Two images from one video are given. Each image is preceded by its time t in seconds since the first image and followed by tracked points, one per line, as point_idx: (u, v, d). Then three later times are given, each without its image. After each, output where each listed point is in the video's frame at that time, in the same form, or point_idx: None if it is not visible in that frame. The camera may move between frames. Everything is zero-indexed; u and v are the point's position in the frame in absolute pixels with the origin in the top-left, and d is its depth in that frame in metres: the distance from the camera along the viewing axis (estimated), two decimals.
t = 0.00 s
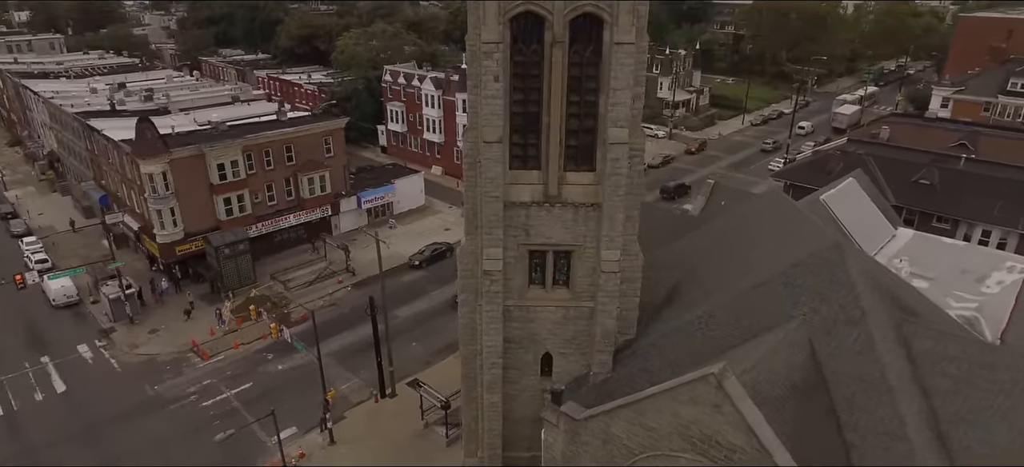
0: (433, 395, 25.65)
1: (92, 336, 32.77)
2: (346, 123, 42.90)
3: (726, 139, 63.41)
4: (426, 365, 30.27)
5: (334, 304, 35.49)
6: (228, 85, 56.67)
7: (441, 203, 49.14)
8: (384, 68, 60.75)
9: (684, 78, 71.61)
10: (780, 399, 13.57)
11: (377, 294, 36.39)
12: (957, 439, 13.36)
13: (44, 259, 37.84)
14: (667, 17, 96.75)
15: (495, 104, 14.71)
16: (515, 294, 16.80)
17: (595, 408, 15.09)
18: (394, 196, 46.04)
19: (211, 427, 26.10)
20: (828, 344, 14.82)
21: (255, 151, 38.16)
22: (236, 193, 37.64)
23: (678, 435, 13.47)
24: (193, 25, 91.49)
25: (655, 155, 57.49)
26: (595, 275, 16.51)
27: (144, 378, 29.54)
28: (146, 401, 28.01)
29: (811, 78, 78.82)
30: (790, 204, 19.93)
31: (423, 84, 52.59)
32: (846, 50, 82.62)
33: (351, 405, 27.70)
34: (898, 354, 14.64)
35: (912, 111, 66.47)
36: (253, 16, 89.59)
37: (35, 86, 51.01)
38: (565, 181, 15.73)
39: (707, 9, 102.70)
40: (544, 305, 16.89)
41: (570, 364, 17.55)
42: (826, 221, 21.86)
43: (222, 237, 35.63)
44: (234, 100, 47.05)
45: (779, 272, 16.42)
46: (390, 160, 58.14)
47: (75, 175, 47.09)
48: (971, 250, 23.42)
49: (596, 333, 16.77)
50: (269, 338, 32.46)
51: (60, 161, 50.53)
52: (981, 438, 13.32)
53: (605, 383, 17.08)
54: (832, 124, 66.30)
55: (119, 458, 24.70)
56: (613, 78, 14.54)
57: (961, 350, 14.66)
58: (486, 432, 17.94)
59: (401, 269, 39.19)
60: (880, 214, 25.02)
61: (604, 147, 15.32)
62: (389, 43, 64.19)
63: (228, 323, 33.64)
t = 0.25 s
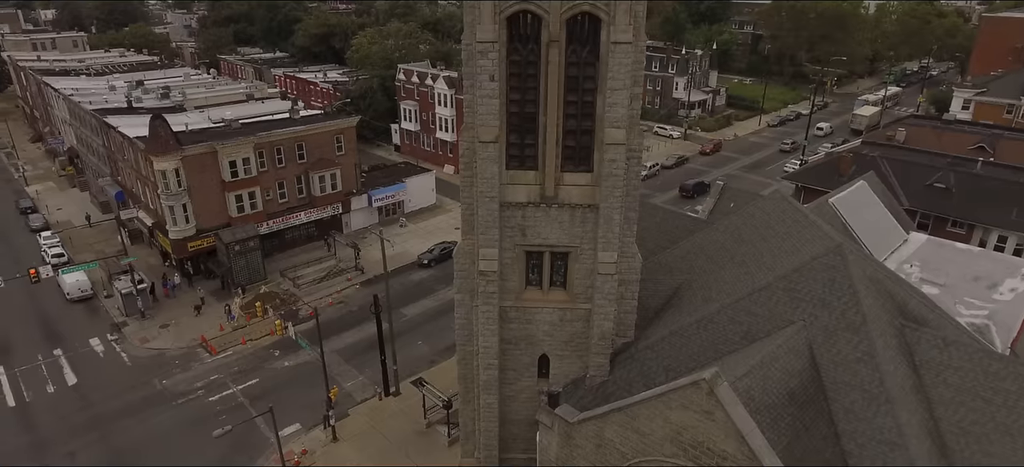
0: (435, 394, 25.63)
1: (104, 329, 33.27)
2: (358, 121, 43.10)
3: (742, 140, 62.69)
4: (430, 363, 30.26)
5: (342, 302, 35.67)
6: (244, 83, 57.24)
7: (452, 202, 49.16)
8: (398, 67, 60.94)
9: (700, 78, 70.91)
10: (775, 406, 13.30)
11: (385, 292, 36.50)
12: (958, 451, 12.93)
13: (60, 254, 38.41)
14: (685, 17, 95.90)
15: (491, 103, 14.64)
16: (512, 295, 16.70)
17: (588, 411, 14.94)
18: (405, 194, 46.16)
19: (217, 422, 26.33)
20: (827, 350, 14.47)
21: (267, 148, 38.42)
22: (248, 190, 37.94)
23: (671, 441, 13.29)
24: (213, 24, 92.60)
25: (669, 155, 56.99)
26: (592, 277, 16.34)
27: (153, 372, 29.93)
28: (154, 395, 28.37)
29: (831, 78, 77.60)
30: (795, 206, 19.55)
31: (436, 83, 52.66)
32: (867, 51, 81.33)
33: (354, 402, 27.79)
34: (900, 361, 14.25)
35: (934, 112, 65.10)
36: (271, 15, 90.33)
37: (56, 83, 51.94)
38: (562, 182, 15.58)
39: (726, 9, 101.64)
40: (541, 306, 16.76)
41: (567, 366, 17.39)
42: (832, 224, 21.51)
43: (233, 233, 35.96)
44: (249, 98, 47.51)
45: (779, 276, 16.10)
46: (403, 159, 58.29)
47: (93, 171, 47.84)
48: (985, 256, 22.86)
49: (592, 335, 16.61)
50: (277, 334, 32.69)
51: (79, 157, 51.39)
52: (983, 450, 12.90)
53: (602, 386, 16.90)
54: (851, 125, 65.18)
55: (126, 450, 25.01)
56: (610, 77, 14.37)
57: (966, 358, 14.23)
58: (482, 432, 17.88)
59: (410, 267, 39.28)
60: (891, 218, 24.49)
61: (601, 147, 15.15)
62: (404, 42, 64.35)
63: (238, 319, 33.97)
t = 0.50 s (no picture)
0: (438, 392, 25.62)
1: (117, 322, 33.78)
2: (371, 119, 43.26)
3: (759, 141, 61.88)
4: (436, 362, 30.25)
5: (350, 298, 35.87)
6: (260, 81, 57.72)
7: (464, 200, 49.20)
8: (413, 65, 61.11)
9: (718, 78, 70.09)
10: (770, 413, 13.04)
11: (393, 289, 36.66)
12: (960, 463, 12.56)
13: (77, 247, 39.04)
14: (704, 16, 94.90)
15: (487, 102, 14.54)
16: (509, 295, 16.60)
17: (581, 414, 14.80)
18: (416, 192, 46.30)
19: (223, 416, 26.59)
20: (826, 357, 14.16)
21: (279, 145, 38.68)
22: (260, 186, 38.25)
23: (663, 447, 13.10)
24: (233, 22, 93.62)
25: (683, 156, 56.44)
26: (589, 279, 16.18)
27: (163, 366, 30.29)
28: (163, 388, 28.72)
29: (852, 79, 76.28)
30: (801, 208, 19.15)
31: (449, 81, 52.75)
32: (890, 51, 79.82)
33: (359, 400, 27.88)
34: (901, 370, 13.89)
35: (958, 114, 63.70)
36: (290, 12, 91.04)
37: (77, 80, 52.83)
38: (559, 182, 15.41)
39: (747, 8, 100.40)
40: (537, 307, 16.64)
41: (563, 368, 17.23)
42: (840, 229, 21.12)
43: (244, 229, 36.29)
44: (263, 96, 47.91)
45: (780, 281, 15.81)
46: (417, 156, 58.45)
47: (111, 166, 48.57)
48: (999, 262, 22.28)
49: (589, 337, 16.45)
50: (285, 330, 32.92)
51: (99, 152, 52.27)
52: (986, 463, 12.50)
53: (599, 389, 16.75)
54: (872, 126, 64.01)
55: (133, 442, 25.35)
56: (608, 78, 14.21)
57: (970, 368, 13.85)
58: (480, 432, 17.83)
59: (419, 265, 39.40)
60: (903, 221, 23.96)
61: (600, 148, 14.98)
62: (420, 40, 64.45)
63: (247, 314, 34.28)
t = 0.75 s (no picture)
0: (442, 390, 25.62)
1: (131, 315, 34.32)
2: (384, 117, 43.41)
3: (777, 142, 61.04)
4: (442, 360, 30.26)
5: (360, 295, 36.04)
6: (277, 78, 58.24)
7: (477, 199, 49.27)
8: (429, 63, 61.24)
9: (736, 78, 69.23)
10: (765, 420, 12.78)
11: (403, 287, 36.78)
12: None
13: (95, 240, 39.75)
14: (724, 14, 93.81)
15: (485, 101, 14.45)
16: (507, 295, 16.51)
17: (576, 416, 14.65)
18: (429, 190, 46.44)
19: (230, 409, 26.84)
20: (826, 364, 13.84)
21: (292, 142, 38.97)
22: (273, 183, 38.58)
23: (655, 451, 12.92)
24: (254, 19, 94.61)
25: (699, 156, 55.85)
26: (587, 280, 16.02)
27: (174, 359, 30.67)
28: (173, 380, 29.10)
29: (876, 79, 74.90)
30: (808, 210, 18.77)
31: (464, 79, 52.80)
32: (915, 52, 78.23)
33: (364, 396, 27.98)
34: (904, 378, 13.53)
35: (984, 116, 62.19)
36: (310, 10, 91.75)
37: (99, 76, 53.76)
38: (557, 182, 15.28)
39: (769, 6, 99.07)
40: (534, 308, 16.52)
41: (561, 369, 17.09)
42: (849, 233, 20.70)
43: (256, 225, 36.63)
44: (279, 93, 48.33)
45: (782, 285, 15.50)
46: (431, 154, 58.61)
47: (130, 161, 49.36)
48: (1015, 269, 21.69)
49: (587, 338, 16.28)
50: (294, 326, 33.16)
51: (119, 147, 53.17)
52: None
53: (596, 391, 16.58)
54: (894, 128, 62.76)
55: (142, 433, 25.72)
56: (606, 77, 14.05)
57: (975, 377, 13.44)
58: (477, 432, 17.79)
59: (430, 263, 39.47)
60: (917, 225, 23.41)
61: (598, 148, 14.82)
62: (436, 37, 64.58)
63: (258, 309, 34.59)
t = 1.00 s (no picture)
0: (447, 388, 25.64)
1: (147, 307, 34.88)
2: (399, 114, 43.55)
3: (797, 143, 60.09)
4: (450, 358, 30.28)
5: (371, 292, 36.23)
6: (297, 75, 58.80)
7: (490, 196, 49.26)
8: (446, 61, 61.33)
9: (757, 78, 68.35)
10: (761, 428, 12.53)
11: (414, 284, 36.91)
12: None
13: (114, 234, 40.45)
14: (747, 13, 92.57)
15: (483, 99, 14.39)
16: (506, 295, 16.42)
17: (571, 419, 14.50)
18: (442, 188, 46.57)
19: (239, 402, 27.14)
20: (827, 371, 13.54)
21: (307, 139, 39.28)
22: (288, 179, 38.91)
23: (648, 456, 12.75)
24: (277, 17, 95.76)
25: (717, 156, 55.21)
26: (586, 280, 15.87)
27: (187, 352, 31.10)
28: (185, 372, 29.52)
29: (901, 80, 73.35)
30: (816, 213, 18.42)
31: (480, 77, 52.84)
32: (943, 52, 76.43)
33: (371, 392, 28.10)
34: (908, 387, 13.17)
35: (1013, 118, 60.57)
36: (332, 8, 92.40)
37: (123, 72, 54.82)
38: (557, 181, 15.15)
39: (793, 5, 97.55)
40: (533, 308, 16.41)
41: (561, 370, 16.95)
42: (859, 237, 20.28)
43: (270, 221, 37.00)
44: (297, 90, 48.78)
45: (785, 289, 15.22)
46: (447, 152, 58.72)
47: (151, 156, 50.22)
48: None
49: (586, 340, 16.12)
50: (304, 321, 33.42)
51: (141, 142, 54.12)
52: None
53: (595, 393, 16.41)
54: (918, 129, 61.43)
55: (152, 424, 26.12)
56: (606, 75, 13.89)
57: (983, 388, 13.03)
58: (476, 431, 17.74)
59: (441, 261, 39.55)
60: (932, 229, 22.85)
61: (598, 147, 14.66)
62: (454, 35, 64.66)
63: (270, 304, 34.94)
